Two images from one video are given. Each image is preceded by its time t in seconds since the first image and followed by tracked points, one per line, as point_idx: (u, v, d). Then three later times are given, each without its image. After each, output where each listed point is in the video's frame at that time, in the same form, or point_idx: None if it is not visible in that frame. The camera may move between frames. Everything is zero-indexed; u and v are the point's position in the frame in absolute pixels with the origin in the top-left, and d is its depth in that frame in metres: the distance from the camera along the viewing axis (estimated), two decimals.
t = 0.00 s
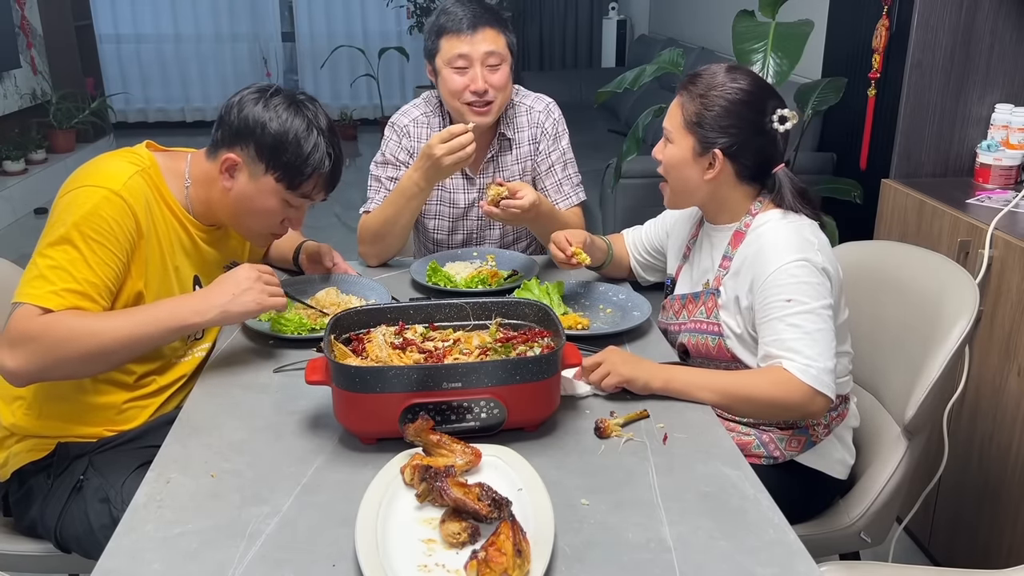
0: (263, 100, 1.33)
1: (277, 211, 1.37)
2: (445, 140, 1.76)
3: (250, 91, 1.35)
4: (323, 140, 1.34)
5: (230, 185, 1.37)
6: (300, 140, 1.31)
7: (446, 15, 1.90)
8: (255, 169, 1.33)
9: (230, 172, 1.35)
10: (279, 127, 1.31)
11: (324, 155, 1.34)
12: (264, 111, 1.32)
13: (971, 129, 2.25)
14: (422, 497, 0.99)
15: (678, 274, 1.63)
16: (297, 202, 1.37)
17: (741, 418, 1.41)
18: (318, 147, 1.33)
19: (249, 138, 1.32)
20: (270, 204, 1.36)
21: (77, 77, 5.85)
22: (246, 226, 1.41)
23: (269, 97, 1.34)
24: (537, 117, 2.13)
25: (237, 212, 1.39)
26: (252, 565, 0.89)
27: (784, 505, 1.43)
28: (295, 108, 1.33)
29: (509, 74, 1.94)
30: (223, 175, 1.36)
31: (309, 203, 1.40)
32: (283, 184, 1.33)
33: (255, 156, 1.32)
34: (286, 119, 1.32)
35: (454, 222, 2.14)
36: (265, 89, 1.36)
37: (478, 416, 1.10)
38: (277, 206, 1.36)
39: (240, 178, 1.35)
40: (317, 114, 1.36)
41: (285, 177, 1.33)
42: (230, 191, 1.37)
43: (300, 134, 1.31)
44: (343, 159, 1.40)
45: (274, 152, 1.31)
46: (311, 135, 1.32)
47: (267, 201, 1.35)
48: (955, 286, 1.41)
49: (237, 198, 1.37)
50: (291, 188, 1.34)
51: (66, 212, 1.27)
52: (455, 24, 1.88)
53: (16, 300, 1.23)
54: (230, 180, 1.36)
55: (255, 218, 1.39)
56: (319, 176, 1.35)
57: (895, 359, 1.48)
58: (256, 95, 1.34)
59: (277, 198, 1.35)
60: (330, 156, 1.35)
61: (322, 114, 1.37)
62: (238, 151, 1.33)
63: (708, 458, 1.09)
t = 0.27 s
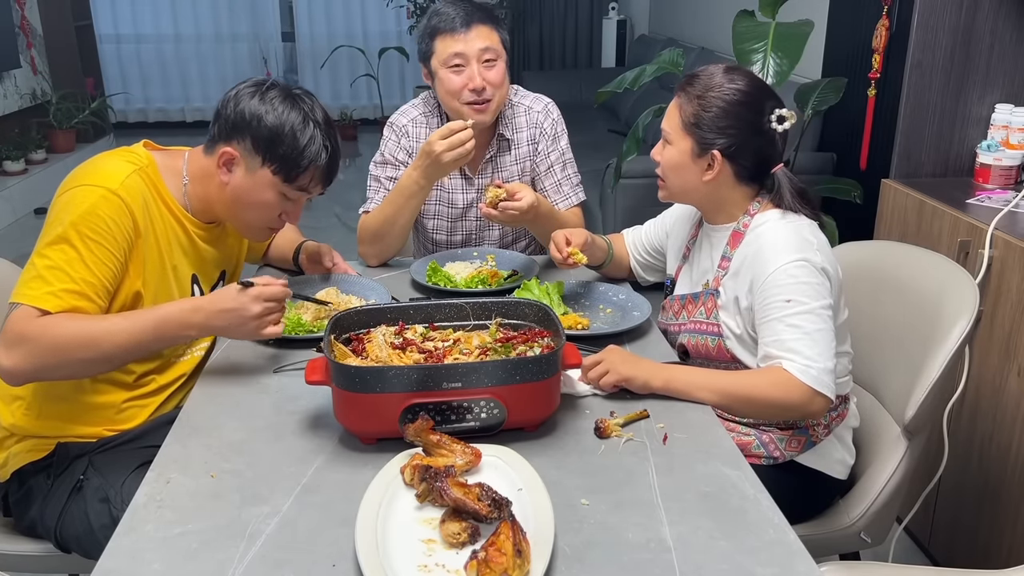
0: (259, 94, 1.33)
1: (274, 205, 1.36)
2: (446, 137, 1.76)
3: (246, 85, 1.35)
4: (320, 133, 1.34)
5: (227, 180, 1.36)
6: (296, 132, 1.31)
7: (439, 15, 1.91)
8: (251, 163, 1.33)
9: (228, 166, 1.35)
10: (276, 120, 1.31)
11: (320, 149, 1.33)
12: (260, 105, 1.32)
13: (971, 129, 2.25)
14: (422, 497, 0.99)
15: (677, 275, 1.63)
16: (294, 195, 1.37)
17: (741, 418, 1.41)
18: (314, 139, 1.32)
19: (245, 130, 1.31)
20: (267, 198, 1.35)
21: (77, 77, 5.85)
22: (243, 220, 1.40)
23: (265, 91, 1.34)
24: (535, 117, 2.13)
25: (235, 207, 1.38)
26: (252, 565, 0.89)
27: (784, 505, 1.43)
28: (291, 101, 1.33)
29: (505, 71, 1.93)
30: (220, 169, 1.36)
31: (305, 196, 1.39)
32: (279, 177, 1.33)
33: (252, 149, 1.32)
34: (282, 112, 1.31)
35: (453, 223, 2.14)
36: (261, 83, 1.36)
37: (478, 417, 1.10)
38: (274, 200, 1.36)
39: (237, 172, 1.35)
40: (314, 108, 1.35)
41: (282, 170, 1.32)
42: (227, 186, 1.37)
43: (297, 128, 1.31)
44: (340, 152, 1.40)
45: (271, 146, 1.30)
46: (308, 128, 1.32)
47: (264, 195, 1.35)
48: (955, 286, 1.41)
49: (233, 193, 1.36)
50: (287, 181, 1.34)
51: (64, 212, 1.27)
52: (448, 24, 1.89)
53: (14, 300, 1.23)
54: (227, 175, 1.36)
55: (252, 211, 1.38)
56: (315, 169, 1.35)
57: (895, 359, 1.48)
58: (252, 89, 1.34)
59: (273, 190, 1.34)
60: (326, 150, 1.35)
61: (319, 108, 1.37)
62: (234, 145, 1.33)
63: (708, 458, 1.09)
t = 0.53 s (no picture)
0: (257, 93, 1.33)
1: (271, 203, 1.36)
2: (449, 134, 1.76)
3: (244, 83, 1.35)
4: (317, 132, 1.33)
5: (225, 177, 1.36)
6: (293, 131, 1.31)
7: (435, 21, 1.90)
8: (248, 160, 1.33)
9: (226, 164, 1.35)
10: (273, 119, 1.31)
11: (318, 147, 1.33)
12: (257, 104, 1.32)
13: (971, 129, 2.25)
14: (422, 497, 0.99)
15: (677, 275, 1.63)
16: (291, 194, 1.37)
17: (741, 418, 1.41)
18: (311, 138, 1.32)
19: (242, 128, 1.32)
20: (264, 195, 1.35)
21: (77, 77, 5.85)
22: (241, 217, 1.40)
23: (263, 89, 1.34)
24: (534, 117, 2.13)
25: (232, 204, 1.38)
26: (252, 565, 0.89)
27: (784, 505, 1.43)
28: (288, 100, 1.33)
29: (501, 78, 1.93)
30: (218, 167, 1.36)
31: (303, 194, 1.39)
32: (277, 175, 1.33)
33: (249, 147, 1.32)
34: (279, 110, 1.32)
35: (452, 223, 2.14)
36: (259, 81, 1.36)
37: (478, 416, 1.10)
38: (272, 198, 1.36)
39: (234, 170, 1.35)
40: (311, 106, 1.35)
41: (279, 169, 1.32)
42: (224, 184, 1.36)
43: (294, 126, 1.31)
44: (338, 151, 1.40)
45: (268, 144, 1.30)
46: (305, 126, 1.32)
47: (262, 192, 1.35)
48: (955, 285, 1.41)
49: (231, 190, 1.36)
50: (285, 180, 1.34)
51: (60, 212, 1.27)
52: (445, 30, 1.88)
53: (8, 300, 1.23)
54: (225, 172, 1.36)
55: (251, 210, 1.38)
56: (313, 167, 1.34)
57: (895, 359, 1.48)
58: (250, 87, 1.34)
59: (271, 188, 1.34)
60: (324, 148, 1.35)
61: (317, 107, 1.37)
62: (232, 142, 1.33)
63: (708, 458, 1.09)
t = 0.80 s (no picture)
0: (253, 90, 1.33)
1: (269, 200, 1.36)
2: (449, 131, 1.76)
3: (241, 80, 1.35)
4: (314, 128, 1.33)
5: (222, 174, 1.36)
6: (290, 127, 1.31)
7: (436, 13, 1.90)
8: (245, 158, 1.33)
9: (223, 161, 1.35)
10: (270, 115, 1.31)
11: (315, 144, 1.33)
12: (254, 101, 1.32)
13: (971, 129, 2.25)
14: (422, 497, 0.99)
15: (677, 276, 1.63)
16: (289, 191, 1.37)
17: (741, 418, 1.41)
18: (308, 134, 1.32)
19: (238, 125, 1.32)
20: (261, 192, 1.35)
21: (77, 77, 5.85)
22: (237, 214, 1.40)
23: (260, 86, 1.34)
24: (533, 117, 2.13)
25: (230, 201, 1.38)
26: (252, 565, 0.89)
27: (784, 504, 1.43)
28: (285, 96, 1.33)
29: (501, 71, 1.93)
30: (214, 164, 1.36)
31: (300, 191, 1.39)
32: (274, 172, 1.33)
33: (245, 144, 1.32)
34: (276, 107, 1.32)
35: (451, 222, 2.15)
36: (256, 78, 1.36)
37: (478, 416, 1.11)
38: (269, 195, 1.36)
39: (231, 166, 1.35)
40: (308, 103, 1.35)
41: (277, 166, 1.32)
42: (221, 180, 1.36)
43: (291, 123, 1.31)
44: (336, 148, 1.40)
45: (265, 141, 1.31)
46: (302, 123, 1.32)
47: (259, 188, 1.35)
48: (955, 285, 1.41)
49: (228, 187, 1.36)
50: (282, 176, 1.34)
51: (61, 210, 1.27)
52: (445, 22, 1.88)
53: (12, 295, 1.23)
54: (221, 169, 1.36)
55: (247, 206, 1.38)
56: (310, 164, 1.34)
57: (895, 359, 1.49)
58: (247, 84, 1.34)
59: (267, 185, 1.34)
60: (321, 145, 1.35)
61: (313, 103, 1.37)
62: (229, 138, 1.33)
63: (708, 458, 1.09)
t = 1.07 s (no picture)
0: (251, 85, 1.34)
1: (267, 193, 1.36)
2: (459, 130, 1.78)
3: (239, 75, 1.36)
4: (311, 123, 1.33)
5: (220, 169, 1.36)
6: (288, 122, 1.31)
7: (441, 22, 1.88)
8: (244, 152, 1.33)
9: (221, 156, 1.35)
10: (268, 110, 1.31)
11: (313, 138, 1.33)
12: (252, 95, 1.32)
13: (971, 129, 2.25)
14: (422, 497, 0.99)
15: (677, 276, 1.63)
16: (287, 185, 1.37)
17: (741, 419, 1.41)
18: (306, 128, 1.32)
19: (237, 119, 1.32)
20: (261, 186, 1.35)
21: (77, 77, 5.86)
22: (235, 209, 1.40)
23: (257, 81, 1.34)
24: (531, 118, 2.13)
25: (228, 196, 1.38)
26: (252, 565, 0.89)
27: (784, 504, 1.43)
28: (282, 91, 1.33)
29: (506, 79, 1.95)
30: (212, 158, 1.36)
31: (299, 185, 1.39)
32: (272, 166, 1.33)
33: (244, 138, 1.32)
34: (274, 101, 1.32)
35: (449, 219, 2.15)
36: (253, 73, 1.36)
37: (478, 416, 1.11)
38: (267, 188, 1.35)
39: (230, 161, 1.35)
40: (305, 98, 1.36)
41: (275, 160, 1.32)
42: (220, 175, 1.36)
43: (288, 118, 1.31)
44: (334, 143, 1.40)
45: (263, 134, 1.31)
46: (300, 117, 1.32)
47: (258, 181, 1.34)
48: (955, 286, 1.41)
49: (227, 182, 1.36)
50: (280, 170, 1.34)
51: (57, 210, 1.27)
52: (452, 32, 1.87)
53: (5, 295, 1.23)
54: (219, 164, 1.36)
55: (251, 199, 1.37)
56: (308, 159, 1.34)
57: (895, 359, 1.49)
58: (244, 79, 1.35)
59: (266, 178, 1.34)
60: (319, 139, 1.34)
61: (310, 99, 1.37)
62: (228, 133, 1.33)
63: (708, 458, 1.09)
